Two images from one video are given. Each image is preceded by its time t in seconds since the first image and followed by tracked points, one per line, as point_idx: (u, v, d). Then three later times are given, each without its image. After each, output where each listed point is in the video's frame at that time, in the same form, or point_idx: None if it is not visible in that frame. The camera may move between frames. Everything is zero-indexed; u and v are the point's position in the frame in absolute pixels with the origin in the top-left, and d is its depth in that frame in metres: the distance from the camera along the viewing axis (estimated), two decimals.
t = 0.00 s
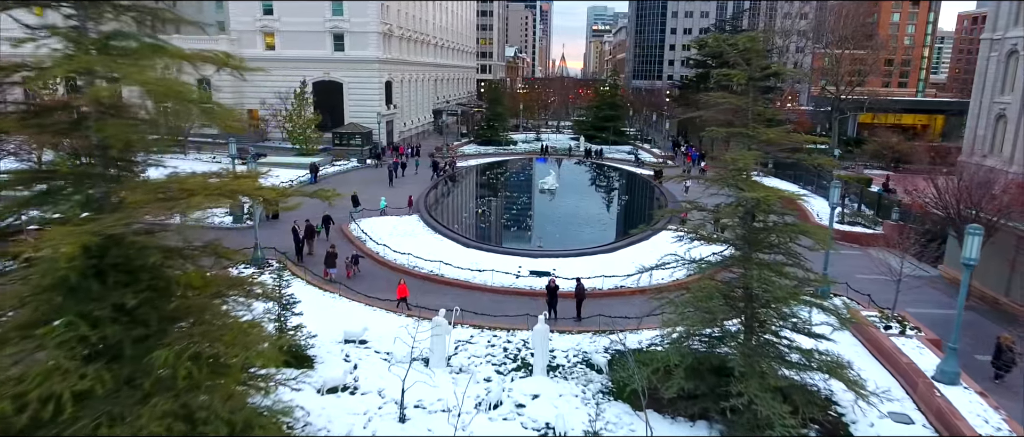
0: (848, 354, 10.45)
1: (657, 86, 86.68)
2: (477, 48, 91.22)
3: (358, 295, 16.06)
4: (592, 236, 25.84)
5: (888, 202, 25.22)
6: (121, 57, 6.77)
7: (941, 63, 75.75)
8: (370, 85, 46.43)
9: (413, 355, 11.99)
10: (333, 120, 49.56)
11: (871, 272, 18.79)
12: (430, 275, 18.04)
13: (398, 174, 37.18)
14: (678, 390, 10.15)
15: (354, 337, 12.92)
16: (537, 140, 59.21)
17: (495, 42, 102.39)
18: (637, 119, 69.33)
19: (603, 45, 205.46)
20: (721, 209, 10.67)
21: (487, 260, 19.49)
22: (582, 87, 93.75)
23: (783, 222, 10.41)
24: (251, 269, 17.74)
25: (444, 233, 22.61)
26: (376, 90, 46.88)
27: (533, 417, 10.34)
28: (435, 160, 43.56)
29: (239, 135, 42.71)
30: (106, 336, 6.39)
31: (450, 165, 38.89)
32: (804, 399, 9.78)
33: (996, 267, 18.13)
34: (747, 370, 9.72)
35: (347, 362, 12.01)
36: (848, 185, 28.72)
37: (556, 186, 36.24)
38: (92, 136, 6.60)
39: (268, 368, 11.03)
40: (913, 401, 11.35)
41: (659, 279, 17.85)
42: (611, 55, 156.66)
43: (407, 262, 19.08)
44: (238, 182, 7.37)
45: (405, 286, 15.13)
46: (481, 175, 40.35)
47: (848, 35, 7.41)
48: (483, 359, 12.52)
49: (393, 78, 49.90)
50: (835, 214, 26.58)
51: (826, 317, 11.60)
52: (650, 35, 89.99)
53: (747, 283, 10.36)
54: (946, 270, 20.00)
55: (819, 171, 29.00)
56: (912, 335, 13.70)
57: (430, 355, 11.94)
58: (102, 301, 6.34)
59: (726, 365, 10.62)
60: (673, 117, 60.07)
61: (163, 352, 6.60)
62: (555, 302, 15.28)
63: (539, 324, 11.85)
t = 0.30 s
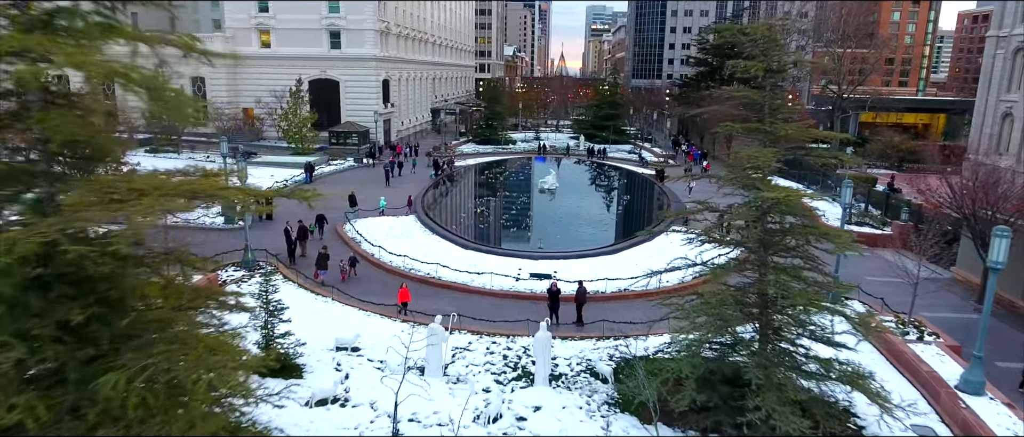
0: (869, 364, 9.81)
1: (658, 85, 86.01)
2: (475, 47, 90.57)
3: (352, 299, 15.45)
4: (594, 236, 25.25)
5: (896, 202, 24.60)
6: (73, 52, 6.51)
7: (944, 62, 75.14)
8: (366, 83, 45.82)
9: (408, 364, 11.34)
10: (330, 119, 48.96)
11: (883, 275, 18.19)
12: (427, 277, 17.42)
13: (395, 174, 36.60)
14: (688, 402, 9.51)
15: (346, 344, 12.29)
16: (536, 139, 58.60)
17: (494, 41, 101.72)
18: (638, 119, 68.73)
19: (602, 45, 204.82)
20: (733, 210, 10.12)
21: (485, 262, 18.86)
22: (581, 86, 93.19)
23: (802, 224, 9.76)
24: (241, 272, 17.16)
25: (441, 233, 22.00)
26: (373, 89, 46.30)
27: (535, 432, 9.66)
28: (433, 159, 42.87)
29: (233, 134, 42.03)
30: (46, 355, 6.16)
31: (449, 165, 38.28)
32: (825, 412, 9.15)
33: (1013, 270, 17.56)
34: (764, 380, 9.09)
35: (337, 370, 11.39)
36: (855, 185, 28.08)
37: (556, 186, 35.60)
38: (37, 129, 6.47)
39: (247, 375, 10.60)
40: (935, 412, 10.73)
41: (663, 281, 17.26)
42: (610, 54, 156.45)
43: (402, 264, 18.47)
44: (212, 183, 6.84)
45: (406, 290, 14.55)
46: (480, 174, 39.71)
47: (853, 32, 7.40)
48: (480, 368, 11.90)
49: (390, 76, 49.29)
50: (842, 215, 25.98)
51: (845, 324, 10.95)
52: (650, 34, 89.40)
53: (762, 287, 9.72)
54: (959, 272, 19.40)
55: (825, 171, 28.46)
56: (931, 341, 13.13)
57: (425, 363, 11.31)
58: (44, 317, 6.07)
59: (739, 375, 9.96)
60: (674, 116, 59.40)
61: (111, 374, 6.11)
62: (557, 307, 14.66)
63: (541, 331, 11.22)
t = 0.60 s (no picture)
0: (887, 371, 9.23)
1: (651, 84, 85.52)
2: (468, 46, 89.96)
3: (339, 303, 14.75)
4: (589, 235, 24.68)
5: (897, 200, 24.09)
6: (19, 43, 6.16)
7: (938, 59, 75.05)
8: (357, 81, 45.09)
9: (395, 373, 10.68)
10: (320, 118, 48.22)
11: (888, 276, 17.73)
12: (417, 280, 16.74)
13: (385, 173, 35.93)
14: (694, 414, 8.89)
15: (330, 351, 11.61)
16: (530, 138, 58.02)
17: (487, 39, 101.05)
18: (633, 117, 68.25)
19: (595, 44, 204.49)
20: (740, 209, 9.57)
21: (478, 263, 18.21)
22: (575, 85, 92.72)
23: (816, 224, 9.16)
24: (224, 275, 16.47)
25: (433, 233, 21.34)
26: (364, 87, 45.60)
27: None
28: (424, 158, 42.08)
29: (220, 133, 41.20)
30: None
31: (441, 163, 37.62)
32: (841, 424, 8.55)
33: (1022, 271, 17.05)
34: (777, 390, 8.48)
35: (320, 380, 10.72)
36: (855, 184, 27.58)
37: (550, 185, 34.99)
38: None
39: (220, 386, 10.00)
40: (954, 421, 10.18)
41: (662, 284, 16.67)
42: (603, 54, 156.15)
43: (391, 266, 17.80)
44: (171, 180, 6.25)
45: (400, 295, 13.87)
46: (472, 173, 39.10)
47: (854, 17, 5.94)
48: (473, 376, 11.25)
49: (381, 75, 48.58)
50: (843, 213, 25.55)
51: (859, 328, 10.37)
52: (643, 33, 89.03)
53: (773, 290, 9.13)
54: (965, 273, 18.92)
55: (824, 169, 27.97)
56: (944, 346, 12.59)
57: (414, 373, 10.64)
58: None
59: (749, 383, 9.36)
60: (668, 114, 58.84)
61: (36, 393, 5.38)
62: (553, 310, 14.03)
63: (536, 337, 10.59)
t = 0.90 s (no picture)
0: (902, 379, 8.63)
1: (637, 82, 85.28)
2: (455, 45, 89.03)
3: (318, 308, 14.01)
4: (578, 235, 24.03)
5: (891, 198, 23.64)
6: None
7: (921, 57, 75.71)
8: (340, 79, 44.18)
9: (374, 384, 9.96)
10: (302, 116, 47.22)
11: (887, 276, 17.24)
12: (401, 283, 16.00)
13: (369, 172, 35.10)
14: (697, 427, 8.26)
15: (307, 361, 10.86)
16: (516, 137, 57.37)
17: (473, 38, 100.18)
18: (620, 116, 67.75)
19: (581, 44, 204.11)
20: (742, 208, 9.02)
21: (465, 265, 17.48)
22: (562, 84, 92.11)
23: (826, 223, 8.55)
24: (195, 280, 15.65)
25: (417, 234, 20.59)
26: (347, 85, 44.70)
27: None
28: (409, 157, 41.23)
29: (199, 132, 40.19)
30: None
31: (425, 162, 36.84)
32: None
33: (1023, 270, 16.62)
34: (789, 403, 7.84)
35: (293, 393, 9.98)
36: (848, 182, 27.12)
37: (538, 183, 34.31)
38: None
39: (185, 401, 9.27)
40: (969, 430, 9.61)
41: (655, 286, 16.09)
42: (589, 53, 155.78)
43: (373, 268, 17.03)
44: (62, 172, 5.89)
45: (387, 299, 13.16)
46: (458, 172, 38.35)
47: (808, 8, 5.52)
48: (458, 387, 10.54)
49: (365, 72, 47.69)
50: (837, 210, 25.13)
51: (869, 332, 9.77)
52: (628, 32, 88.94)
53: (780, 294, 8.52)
54: (963, 272, 18.48)
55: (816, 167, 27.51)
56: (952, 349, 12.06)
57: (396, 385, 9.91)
58: None
59: (754, 393, 8.73)
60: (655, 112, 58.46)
61: None
62: (544, 315, 13.33)
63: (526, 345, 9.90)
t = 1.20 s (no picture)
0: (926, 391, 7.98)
1: (628, 81, 84.98)
2: (443, 43, 88.25)
3: (299, 314, 13.26)
4: (571, 235, 23.35)
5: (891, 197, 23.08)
6: None
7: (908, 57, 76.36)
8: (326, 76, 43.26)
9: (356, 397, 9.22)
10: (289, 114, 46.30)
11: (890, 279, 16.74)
12: (387, 286, 15.27)
13: (356, 171, 34.29)
14: None
15: (284, 373, 10.10)
16: (507, 135, 56.66)
17: (463, 36, 99.42)
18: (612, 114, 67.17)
19: (570, 42, 203.70)
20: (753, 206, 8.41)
21: (455, 267, 16.77)
22: (553, 82, 91.51)
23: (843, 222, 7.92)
24: (170, 284, 14.83)
25: (405, 235, 19.84)
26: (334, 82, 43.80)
27: None
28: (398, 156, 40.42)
29: (182, 131, 39.31)
30: None
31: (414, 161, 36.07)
32: None
33: None
34: (810, 419, 7.16)
35: (268, 408, 9.23)
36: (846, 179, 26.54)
37: (529, 182, 33.63)
38: None
39: (149, 418, 8.48)
40: None
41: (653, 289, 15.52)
42: (579, 52, 155.52)
43: (357, 271, 16.29)
44: None
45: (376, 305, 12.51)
46: (448, 171, 37.59)
47: None
48: (448, 400, 9.82)
49: (353, 70, 46.80)
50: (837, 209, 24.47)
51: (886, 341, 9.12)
52: (618, 31, 88.74)
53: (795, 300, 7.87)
54: (969, 271, 17.94)
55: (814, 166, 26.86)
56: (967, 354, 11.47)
57: (380, 398, 9.18)
58: None
59: (768, 407, 8.06)
60: (647, 111, 58.04)
61: None
62: (538, 320, 12.63)
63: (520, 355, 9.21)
